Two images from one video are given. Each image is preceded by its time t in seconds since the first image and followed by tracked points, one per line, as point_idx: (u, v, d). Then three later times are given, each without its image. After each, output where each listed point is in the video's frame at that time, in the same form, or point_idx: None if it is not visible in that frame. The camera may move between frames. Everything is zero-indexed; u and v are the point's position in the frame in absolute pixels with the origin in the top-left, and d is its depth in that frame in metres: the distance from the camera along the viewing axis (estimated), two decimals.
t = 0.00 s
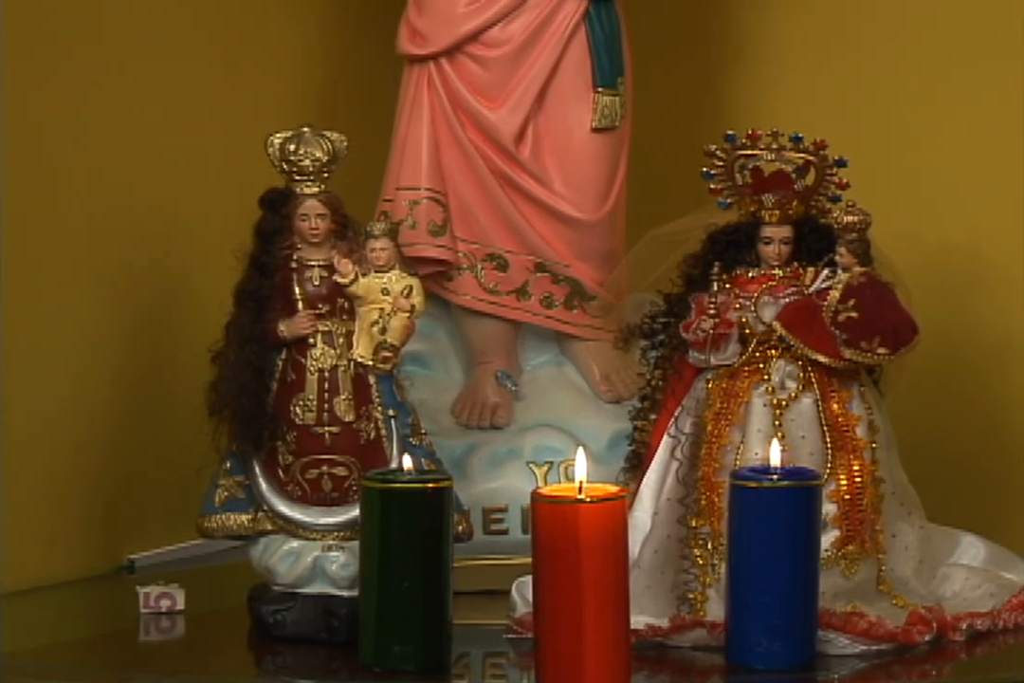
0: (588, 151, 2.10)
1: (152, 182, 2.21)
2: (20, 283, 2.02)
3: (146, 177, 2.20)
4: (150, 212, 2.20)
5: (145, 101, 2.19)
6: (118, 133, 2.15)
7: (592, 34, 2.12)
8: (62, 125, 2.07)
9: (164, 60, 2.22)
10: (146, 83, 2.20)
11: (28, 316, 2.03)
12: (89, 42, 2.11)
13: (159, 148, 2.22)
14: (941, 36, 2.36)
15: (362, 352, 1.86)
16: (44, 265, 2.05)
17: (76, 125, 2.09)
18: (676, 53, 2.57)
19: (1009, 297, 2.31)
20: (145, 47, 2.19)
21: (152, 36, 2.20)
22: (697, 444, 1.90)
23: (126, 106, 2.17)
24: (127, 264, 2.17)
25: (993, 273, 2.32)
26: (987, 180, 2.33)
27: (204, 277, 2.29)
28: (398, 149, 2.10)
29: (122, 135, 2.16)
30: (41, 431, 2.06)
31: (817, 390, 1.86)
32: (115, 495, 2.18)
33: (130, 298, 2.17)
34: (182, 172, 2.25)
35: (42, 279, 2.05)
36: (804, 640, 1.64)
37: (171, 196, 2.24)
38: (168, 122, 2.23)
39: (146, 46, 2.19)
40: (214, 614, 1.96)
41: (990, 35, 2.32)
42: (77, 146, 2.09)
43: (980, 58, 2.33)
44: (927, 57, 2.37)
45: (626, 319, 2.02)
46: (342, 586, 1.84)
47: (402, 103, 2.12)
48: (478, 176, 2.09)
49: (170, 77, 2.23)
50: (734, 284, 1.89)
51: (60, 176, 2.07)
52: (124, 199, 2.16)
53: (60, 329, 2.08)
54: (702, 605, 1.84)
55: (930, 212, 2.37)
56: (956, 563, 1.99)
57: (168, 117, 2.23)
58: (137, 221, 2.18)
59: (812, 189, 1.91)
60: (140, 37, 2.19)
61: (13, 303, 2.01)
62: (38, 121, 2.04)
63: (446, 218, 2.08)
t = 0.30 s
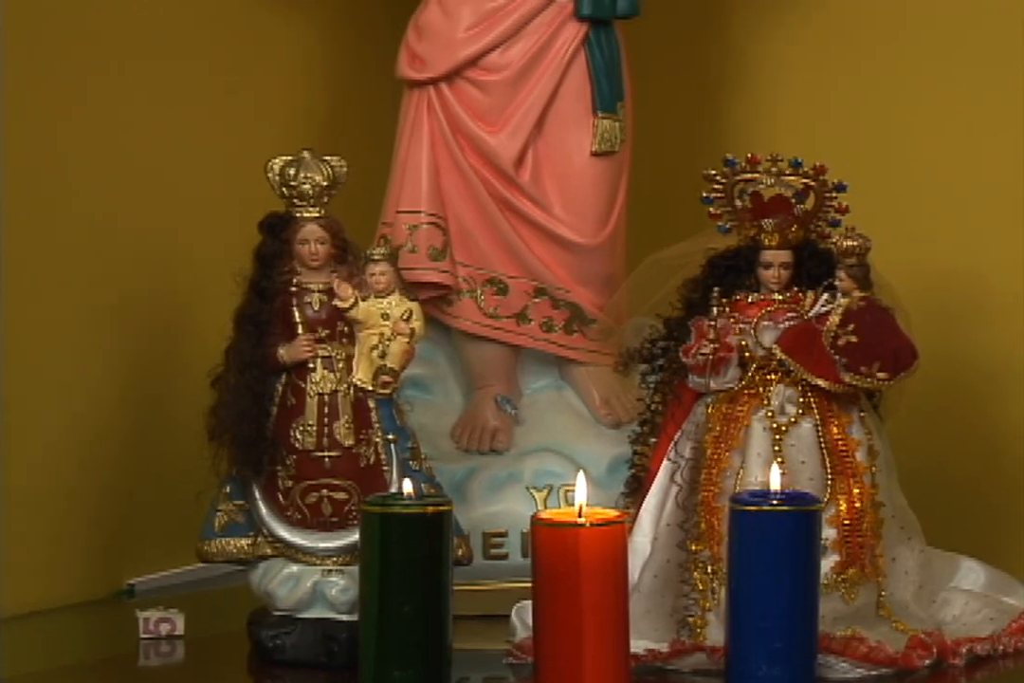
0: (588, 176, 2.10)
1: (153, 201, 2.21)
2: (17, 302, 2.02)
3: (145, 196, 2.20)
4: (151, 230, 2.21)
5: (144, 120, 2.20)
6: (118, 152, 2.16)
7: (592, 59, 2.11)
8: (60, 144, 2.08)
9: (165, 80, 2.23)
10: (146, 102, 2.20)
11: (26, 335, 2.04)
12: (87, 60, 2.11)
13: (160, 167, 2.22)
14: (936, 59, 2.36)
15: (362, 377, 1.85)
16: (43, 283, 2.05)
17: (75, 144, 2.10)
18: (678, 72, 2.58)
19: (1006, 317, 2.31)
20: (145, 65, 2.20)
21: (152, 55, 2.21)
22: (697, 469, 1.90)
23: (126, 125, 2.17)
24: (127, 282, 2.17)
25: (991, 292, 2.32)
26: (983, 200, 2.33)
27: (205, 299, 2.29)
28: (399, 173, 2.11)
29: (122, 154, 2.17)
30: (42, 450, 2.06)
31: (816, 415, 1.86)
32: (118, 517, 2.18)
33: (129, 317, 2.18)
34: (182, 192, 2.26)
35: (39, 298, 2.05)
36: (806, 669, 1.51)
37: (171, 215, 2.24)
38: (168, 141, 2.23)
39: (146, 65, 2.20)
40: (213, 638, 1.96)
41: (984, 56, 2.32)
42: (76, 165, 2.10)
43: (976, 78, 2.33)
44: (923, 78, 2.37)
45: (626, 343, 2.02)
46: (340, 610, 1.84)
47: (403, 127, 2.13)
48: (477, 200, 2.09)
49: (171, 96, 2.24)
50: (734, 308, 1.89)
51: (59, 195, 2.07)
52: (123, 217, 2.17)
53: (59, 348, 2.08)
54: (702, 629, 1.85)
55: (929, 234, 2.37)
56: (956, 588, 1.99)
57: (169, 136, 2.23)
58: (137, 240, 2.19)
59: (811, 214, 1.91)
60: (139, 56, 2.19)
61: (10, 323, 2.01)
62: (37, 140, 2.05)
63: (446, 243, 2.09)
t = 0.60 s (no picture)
0: (588, 199, 2.10)
1: (153, 219, 2.22)
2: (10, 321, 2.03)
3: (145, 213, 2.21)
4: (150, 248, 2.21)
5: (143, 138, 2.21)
6: (116, 170, 2.17)
7: (592, 82, 2.11)
8: (57, 160, 2.09)
9: (164, 98, 2.24)
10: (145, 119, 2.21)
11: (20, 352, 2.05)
12: (86, 78, 2.13)
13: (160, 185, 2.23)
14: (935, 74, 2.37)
15: (362, 399, 1.86)
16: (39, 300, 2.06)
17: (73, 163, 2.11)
18: (677, 97, 2.58)
19: (1005, 337, 2.32)
20: (145, 83, 2.21)
21: (152, 73, 2.22)
22: (696, 492, 1.90)
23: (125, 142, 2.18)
24: (127, 300, 2.18)
25: (990, 312, 2.33)
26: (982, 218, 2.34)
27: (207, 320, 2.29)
28: (398, 197, 2.11)
29: (121, 171, 2.17)
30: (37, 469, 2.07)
31: (816, 438, 1.86)
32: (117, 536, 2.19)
33: (129, 334, 2.18)
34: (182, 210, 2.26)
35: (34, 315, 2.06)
36: None
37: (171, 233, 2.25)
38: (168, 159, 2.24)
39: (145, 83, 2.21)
40: (211, 662, 1.95)
41: (983, 72, 2.33)
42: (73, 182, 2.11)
43: (974, 94, 2.34)
44: (921, 97, 2.38)
45: (626, 366, 2.02)
46: (341, 633, 1.85)
47: (402, 151, 2.13)
48: (477, 223, 2.09)
49: (170, 114, 2.24)
50: (734, 331, 1.89)
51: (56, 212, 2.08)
52: (122, 235, 2.17)
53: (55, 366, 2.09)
54: (702, 652, 1.85)
55: (929, 255, 2.37)
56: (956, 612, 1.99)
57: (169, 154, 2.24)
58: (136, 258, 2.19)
59: (811, 237, 1.91)
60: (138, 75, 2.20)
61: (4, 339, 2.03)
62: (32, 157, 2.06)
63: (446, 266, 2.09)
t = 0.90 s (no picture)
0: (588, 218, 2.10)
1: (151, 225, 2.22)
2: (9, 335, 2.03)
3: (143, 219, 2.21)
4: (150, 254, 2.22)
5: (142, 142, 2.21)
6: (115, 173, 2.17)
7: (593, 102, 2.12)
8: (56, 162, 2.09)
9: (164, 102, 2.24)
10: (145, 123, 2.21)
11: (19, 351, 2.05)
12: (84, 81, 2.13)
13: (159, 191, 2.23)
14: (935, 80, 2.37)
15: (363, 418, 1.86)
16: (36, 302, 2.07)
17: (70, 165, 2.11)
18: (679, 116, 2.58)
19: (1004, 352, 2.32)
20: (144, 87, 2.21)
21: (151, 78, 2.22)
22: (697, 512, 1.90)
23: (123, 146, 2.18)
24: (125, 305, 2.18)
25: (990, 329, 2.33)
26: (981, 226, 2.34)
27: (208, 334, 2.29)
28: (399, 216, 2.11)
29: (119, 176, 2.18)
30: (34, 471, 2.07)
31: (817, 457, 1.86)
32: (115, 544, 2.18)
33: (130, 344, 2.18)
34: (182, 215, 2.26)
35: (33, 315, 2.07)
36: None
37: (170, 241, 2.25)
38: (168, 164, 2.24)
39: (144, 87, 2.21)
40: None
41: (982, 76, 2.33)
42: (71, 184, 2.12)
43: (973, 99, 2.34)
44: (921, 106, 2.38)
45: (627, 385, 2.03)
46: (341, 652, 1.86)
47: (403, 171, 2.13)
48: (478, 243, 2.09)
49: (170, 118, 2.25)
50: (735, 351, 1.89)
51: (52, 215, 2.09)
52: (122, 239, 2.18)
53: (54, 369, 2.09)
54: (703, 672, 1.86)
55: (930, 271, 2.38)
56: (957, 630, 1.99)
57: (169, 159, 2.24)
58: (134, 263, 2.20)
59: (811, 257, 1.92)
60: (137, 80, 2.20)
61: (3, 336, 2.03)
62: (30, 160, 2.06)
63: (447, 286, 2.09)
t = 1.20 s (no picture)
0: (588, 240, 2.10)
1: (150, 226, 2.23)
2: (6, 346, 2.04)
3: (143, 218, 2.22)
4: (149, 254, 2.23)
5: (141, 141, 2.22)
6: (111, 182, 2.18)
7: (594, 123, 2.11)
8: (52, 163, 2.11)
9: (160, 106, 2.25)
10: (144, 123, 2.23)
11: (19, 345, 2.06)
12: (84, 81, 2.15)
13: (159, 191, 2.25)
14: (934, 87, 2.37)
15: (365, 440, 1.87)
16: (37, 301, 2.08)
17: (70, 165, 2.13)
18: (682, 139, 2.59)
19: (1003, 373, 2.32)
20: (143, 86, 2.23)
21: (151, 77, 2.24)
22: (698, 533, 1.90)
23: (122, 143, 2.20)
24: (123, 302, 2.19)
25: (989, 349, 2.33)
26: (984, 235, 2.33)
27: (209, 344, 2.30)
28: (400, 238, 2.12)
29: (116, 174, 2.19)
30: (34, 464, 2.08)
31: (818, 478, 1.86)
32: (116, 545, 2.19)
33: (126, 358, 2.19)
34: (181, 218, 2.28)
35: (33, 310, 2.08)
36: None
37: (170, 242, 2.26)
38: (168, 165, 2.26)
39: (144, 86, 2.23)
40: None
41: (977, 92, 2.34)
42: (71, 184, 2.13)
43: (973, 106, 2.34)
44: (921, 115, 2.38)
45: (630, 406, 2.03)
46: (344, 675, 1.87)
47: (404, 192, 2.13)
48: (480, 266, 2.09)
49: (170, 118, 2.26)
50: (736, 371, 1.90)
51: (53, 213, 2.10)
52: (117, 254, 2.18)
53: (54, 367, 2.10)
54: None
55: (932, 290, 2.37)
56: (959, 652, 1.99)
57: (169, 159, 2.26)
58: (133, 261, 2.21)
59: (811, 278, 1.92)
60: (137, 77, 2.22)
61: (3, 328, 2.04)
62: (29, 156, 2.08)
63: (449, 307, 2.09)
